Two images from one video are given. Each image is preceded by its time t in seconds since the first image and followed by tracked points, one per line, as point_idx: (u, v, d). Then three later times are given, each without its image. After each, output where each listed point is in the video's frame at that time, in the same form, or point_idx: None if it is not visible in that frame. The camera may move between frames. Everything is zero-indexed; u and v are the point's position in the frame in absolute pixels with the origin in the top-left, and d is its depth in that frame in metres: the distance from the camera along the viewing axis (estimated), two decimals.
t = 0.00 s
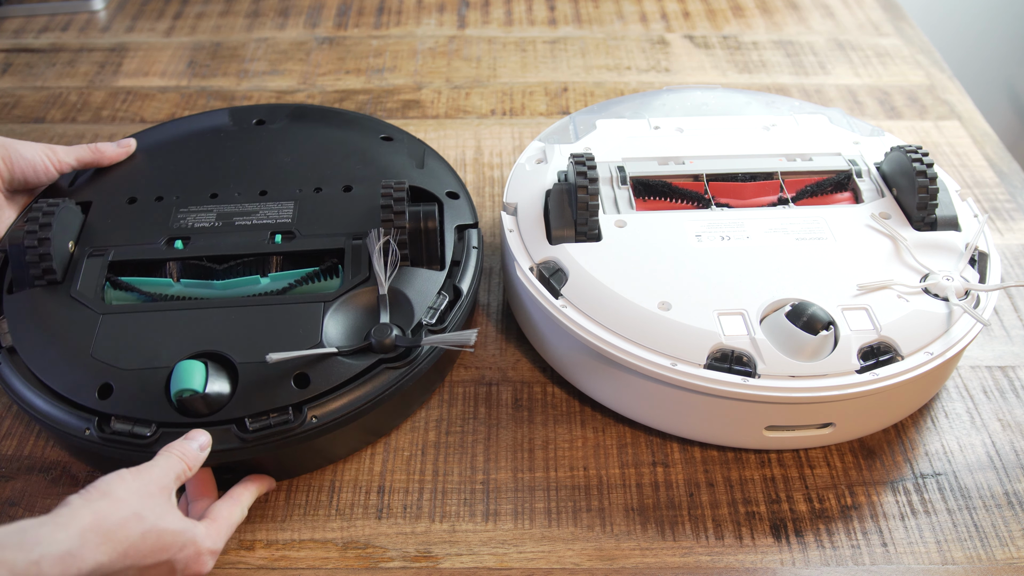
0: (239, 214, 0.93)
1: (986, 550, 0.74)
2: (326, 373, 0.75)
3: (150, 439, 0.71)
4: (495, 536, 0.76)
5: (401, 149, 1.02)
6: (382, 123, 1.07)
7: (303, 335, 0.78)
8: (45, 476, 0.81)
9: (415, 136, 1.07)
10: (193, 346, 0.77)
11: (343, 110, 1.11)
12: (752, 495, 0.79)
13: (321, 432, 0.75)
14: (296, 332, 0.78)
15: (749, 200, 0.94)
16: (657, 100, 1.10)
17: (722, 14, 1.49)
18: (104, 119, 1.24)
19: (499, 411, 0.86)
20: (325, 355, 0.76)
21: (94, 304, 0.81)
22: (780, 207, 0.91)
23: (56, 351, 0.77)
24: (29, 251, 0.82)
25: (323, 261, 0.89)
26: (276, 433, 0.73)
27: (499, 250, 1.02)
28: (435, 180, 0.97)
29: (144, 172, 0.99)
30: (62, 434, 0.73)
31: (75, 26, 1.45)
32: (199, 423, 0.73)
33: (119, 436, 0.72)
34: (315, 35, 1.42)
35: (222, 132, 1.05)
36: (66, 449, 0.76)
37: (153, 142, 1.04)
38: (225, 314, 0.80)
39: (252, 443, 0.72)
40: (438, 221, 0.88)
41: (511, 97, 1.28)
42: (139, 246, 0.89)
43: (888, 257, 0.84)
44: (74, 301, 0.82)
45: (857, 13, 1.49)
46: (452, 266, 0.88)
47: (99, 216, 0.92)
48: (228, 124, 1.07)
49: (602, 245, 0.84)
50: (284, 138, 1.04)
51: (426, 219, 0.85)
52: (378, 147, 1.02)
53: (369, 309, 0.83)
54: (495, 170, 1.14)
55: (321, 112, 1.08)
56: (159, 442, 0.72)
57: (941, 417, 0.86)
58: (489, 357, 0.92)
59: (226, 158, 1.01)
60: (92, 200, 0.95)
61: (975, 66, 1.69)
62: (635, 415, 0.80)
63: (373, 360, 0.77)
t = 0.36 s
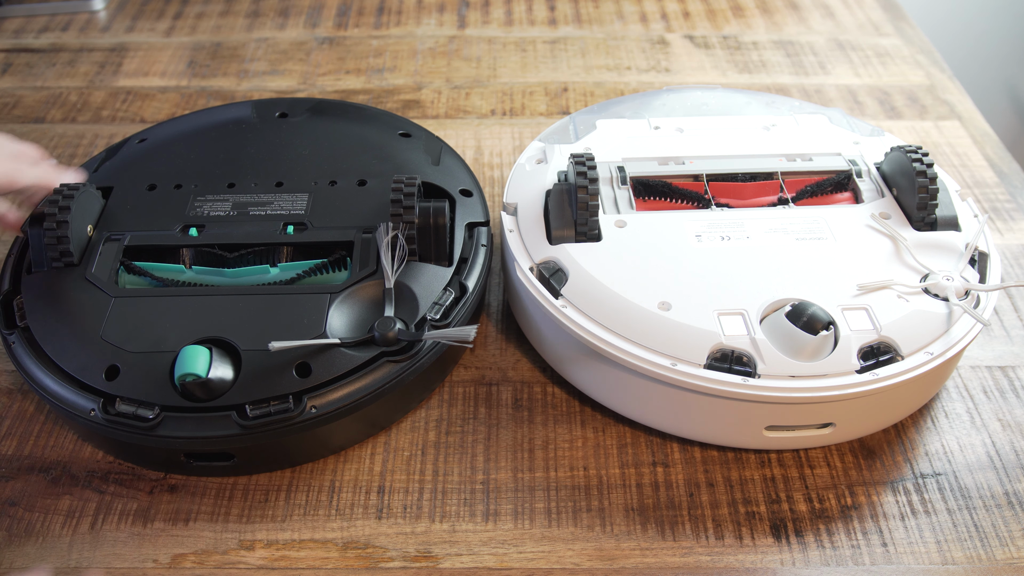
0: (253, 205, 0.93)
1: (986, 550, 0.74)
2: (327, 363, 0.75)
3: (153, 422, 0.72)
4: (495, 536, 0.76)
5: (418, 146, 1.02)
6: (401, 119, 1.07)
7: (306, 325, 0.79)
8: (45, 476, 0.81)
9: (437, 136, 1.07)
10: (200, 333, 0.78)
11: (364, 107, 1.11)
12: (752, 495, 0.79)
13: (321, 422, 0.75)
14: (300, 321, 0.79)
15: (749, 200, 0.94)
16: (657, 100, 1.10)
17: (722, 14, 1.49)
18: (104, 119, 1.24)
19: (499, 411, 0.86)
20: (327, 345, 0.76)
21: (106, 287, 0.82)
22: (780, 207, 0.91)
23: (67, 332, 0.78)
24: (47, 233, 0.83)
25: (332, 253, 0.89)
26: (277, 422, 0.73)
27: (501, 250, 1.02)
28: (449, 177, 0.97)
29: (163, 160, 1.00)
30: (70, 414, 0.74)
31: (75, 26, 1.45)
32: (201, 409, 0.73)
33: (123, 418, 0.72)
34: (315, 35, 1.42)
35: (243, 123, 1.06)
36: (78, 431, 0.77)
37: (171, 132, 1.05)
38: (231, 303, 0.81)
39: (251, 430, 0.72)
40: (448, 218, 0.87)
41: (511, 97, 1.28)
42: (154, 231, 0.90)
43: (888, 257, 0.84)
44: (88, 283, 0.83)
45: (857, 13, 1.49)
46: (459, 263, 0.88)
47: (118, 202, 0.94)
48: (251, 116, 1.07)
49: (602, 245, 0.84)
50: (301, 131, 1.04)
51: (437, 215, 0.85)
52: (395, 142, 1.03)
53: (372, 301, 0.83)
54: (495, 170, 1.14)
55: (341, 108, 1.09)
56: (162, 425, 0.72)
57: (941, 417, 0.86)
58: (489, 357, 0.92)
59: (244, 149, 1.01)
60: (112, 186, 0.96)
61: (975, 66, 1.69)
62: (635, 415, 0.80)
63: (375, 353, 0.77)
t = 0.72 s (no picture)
0: (253, 204, 0.93)
1: (986, 550, 0.74)
2: (327, 363, 0.75)
3: (153, 423, 0.72)
4: (495, 535, 0.76)
5: (418, 146, 1.02)
6: (400, 119, 1.07)
7: (306, 325, 0.79)
8: (44, 476, 0.81)
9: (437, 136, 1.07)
10: (199, 333, 0.78)
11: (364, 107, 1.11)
12: (752, 495, 0.79)
13: (320, 422, 0.75)
14: (300, 321, 0.79)
15: (749, 200, 0.94)
16: (657, 100, 1.10)
17: (722, 14, 1.49)
18: (104, 119, 1.24)
19: (499, 411, 0.86)
20: (327, 345, 0.76)
21: (106, 287, 0.82)
22: (780, 207, 0.91)
23: (67, 332, 0.78)
24: (47, 234, 0.83)
25: (332, 253, 0.89)
26: (276, 422, 0.73)
27: (501, 250, 1.02)
28: (449, 177, 0.97)
29: (162, 161, 1.00)
30: (70, 414, 0.74)
31: (75, 26, 1.45)
32: (200, 409, 0.73)
33: (123, 418, 0.72)
34: (315, 35, 1.42)
35: (243, 123, 1.06)
36: (78, 431, 0.77)
37: (171, 132, 1.05)
38: (231, 303, 0.81)
39: (251, 431, 0.72)
40: (448, 217, 0.88)
41: (511, 97, 1.28)
42: (155, 231, 0.90)
43: (888, 257, 0.84)
44: (87, 283, 0.82)
45: (857, 13, 1.49)
46: (459, 263, 0.88)
47: (118, 202, 0.94)
48: (251, 116, 1.07)
49: (602, 245, 0.84)
50: (301, 131, 1.04)
51: (436, 215, 0.85)
52: (394, 142, 1.03)
53: (372, 301, 0.83)
54: (495, 170, 1.14)
55: (341, 107, 1.09)
56: (162, 426, 0.72)
57: (941, 417, 0.86)
58: (489, 357, 0.92)
59: (244, 149, 1.01)
60: (112, 186, 0.96)
61: (975, 66, 1.69)
62: (635, 414, 0.80)
63: (375, 352, 0.77)
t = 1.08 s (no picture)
0: (253, 204, 0.93)
1: (986, 550, 0.74)
2: (327, 363, 0.75)
3: (153, 422, 0.72)
4: (495, 535, 0.76)
5: (418, 146, 1.02)
6: (400, 119, 1.07)
7: (306, 325, 0.79)
8: (44, 476, 0.80)
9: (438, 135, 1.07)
10: (199, 333, 0.78)
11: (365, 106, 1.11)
12: (752, 495, 0.79)
13: (320, 422, 0.75)
14: (300, 321, 0.79)
15: (749, 200, 0.94)
16: (657, 100, 1.10)
17: (722, 14, 1.49)
18: (104, 119, 1.24)
19: (499, 411, 0.86)
20: (327, 345, 0.76)
21: (106, 286, 0.82)
22: (780, 207, 0.91)
23: (67, 332, 0.78)
24: (47, 234, 0.83)
25: (332, 252, 0.89)
26: (276, 422, 0.73)
27: (501, 250, 1.02)
28: (449, 176, 0.97)
29: (163, 161, 1.00)
30: (70, 413, 0.74)
31: (75, 26, 1.45)
32: (200, 408, 0.73)
33: (123, 418, 0.72)
34: (315, 35, 1.42)
35: (244, 122, 1.06)
36: (77, 431, 0.77)
37: (171, 132, 1.05)
38: (231, 303, 0.81)
39: (251, 430, 0.72)
40: (448, 217, 0.88)
41: (511, 97, 1.28)
42: (154, 231, 0.90)
43: (888, 257, 0.84)
44: (87, 283, 0.83)
45: (857, 13, 1.49)
46: (459, 262, 0.88)
47: (118, 202, 0.94)
48: (251, 116, 1.07)
49: (602, 245, 0.84)
50: (301, 131, 1.04)
51: (436, 215, 0.85)
52: (394, 142, 1.02)
53: (372, 301, 0.83)
54: (495, 170, 1.14)
55: (341, 107, 1.09)
56: (162, 425, 0.72)
57: (941, 417, 0.86)
58: (489, 357, 0.92)
59: (244, 149, 1.01)
60: (112, 186, 0.96)
61: (975, 66, 1.69)
62: (635, 414, 0.80)
63: (375, 352, 0.77)
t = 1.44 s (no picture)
0: (253, 205, 0.93)
1: (986, 550, 0.74)
2: (327, 363, 0.76)
3: (153, 422, 0.72)
4: (495, 536, 0.76)
5: (419, 146, 1.02)
6: (401, 119, 1.07)
7: (306, 324, 0.79)
8: (44, 476, 0.80)
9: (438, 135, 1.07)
10: (199, 333, 0.78)
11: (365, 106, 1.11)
12: (752, 495, 0.79)
13: (320, 422, 0.75)
14: (300, 321, 0.79)
15: (749, 200, 0.94)
16: (657, 100, 1.10)
17: (722, 14, 1.49)
18: (104, 119, 1.24)
19: (499, 411, 0.86)
20: (327, 345, 0.76)
21: (106, 286, 0.82)
22: (780, 207, 0.91)
23: (67, 332, 0.78)
24: (47, 234, 0.83)
25: (332, 253, 0.89)
26: (276, 422, 0.73)
27: (501, 250, 1.02)
28: (449, 176, 0.97)
29: (163, 161, 1.00)
30: (70, 413, 0.74)
31: (75, 26, 1.45)
32: (200, 408, 0.73)
33: (123, 418, 0.72)
34: (315, 35, 1.42)
35: (244, 122, 1.06)
36: (77, 431, 0.77)
37: (171, 132, 1.05)
38: (232, 302, 0.81)
39: (251, 430, 0.72)
40: (448, 217, 0.88)
41: (511, 97, 1.28)
42: (154, 231, 0.90)
43: (888, 257, 0.84)
44: (87, 283, 0.83)
45: (857, 13, 1.49)
46: (459, 263, 0.88)
47: (118, 202, 0.94)
48: (251, 116, 1.07)
49: (602, 245, 0.84)
50: (301, 131, 1.04)
51: (436, 215, 0.85)
52: (394, 142, 1.02)
53: (372, 302, 0.83)
54: (495, 170, 1.14)
55: (341, 107, 1.08)
56: (162, 425, 0.72)
57: (941, 417, 0.86)
58: (489, 357, 0.92)
59: (244, 149, 1.01)
60: (112, 186, 0.96)
61: (974, 66, 1.69)
62: (635, 414, 0.80)
63: (375, 352, 0.77)
